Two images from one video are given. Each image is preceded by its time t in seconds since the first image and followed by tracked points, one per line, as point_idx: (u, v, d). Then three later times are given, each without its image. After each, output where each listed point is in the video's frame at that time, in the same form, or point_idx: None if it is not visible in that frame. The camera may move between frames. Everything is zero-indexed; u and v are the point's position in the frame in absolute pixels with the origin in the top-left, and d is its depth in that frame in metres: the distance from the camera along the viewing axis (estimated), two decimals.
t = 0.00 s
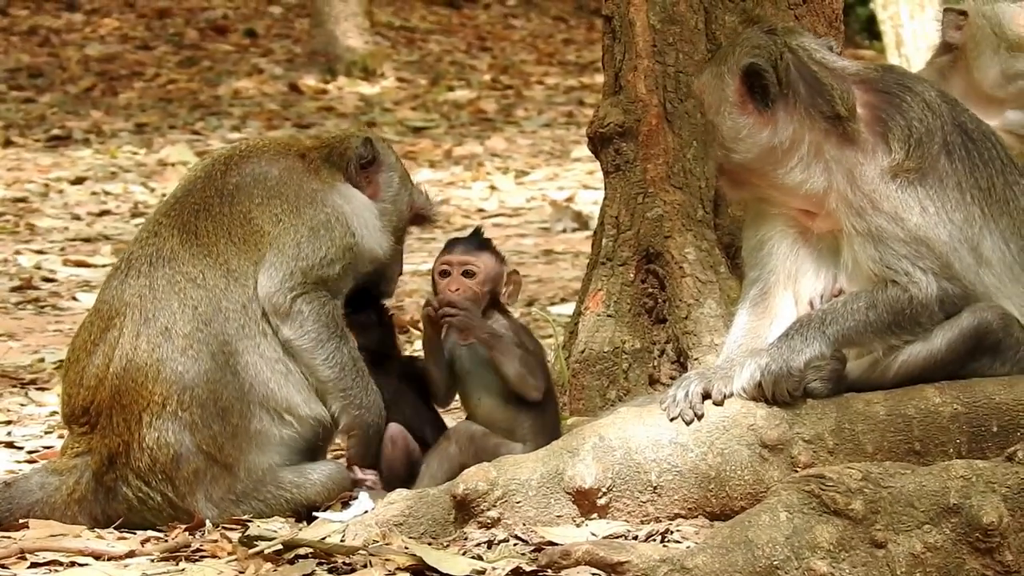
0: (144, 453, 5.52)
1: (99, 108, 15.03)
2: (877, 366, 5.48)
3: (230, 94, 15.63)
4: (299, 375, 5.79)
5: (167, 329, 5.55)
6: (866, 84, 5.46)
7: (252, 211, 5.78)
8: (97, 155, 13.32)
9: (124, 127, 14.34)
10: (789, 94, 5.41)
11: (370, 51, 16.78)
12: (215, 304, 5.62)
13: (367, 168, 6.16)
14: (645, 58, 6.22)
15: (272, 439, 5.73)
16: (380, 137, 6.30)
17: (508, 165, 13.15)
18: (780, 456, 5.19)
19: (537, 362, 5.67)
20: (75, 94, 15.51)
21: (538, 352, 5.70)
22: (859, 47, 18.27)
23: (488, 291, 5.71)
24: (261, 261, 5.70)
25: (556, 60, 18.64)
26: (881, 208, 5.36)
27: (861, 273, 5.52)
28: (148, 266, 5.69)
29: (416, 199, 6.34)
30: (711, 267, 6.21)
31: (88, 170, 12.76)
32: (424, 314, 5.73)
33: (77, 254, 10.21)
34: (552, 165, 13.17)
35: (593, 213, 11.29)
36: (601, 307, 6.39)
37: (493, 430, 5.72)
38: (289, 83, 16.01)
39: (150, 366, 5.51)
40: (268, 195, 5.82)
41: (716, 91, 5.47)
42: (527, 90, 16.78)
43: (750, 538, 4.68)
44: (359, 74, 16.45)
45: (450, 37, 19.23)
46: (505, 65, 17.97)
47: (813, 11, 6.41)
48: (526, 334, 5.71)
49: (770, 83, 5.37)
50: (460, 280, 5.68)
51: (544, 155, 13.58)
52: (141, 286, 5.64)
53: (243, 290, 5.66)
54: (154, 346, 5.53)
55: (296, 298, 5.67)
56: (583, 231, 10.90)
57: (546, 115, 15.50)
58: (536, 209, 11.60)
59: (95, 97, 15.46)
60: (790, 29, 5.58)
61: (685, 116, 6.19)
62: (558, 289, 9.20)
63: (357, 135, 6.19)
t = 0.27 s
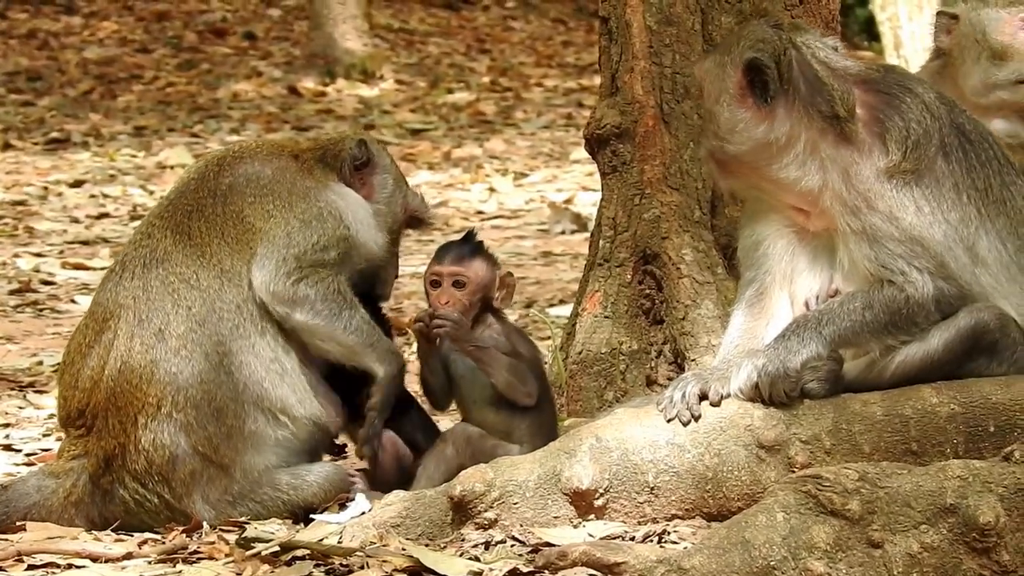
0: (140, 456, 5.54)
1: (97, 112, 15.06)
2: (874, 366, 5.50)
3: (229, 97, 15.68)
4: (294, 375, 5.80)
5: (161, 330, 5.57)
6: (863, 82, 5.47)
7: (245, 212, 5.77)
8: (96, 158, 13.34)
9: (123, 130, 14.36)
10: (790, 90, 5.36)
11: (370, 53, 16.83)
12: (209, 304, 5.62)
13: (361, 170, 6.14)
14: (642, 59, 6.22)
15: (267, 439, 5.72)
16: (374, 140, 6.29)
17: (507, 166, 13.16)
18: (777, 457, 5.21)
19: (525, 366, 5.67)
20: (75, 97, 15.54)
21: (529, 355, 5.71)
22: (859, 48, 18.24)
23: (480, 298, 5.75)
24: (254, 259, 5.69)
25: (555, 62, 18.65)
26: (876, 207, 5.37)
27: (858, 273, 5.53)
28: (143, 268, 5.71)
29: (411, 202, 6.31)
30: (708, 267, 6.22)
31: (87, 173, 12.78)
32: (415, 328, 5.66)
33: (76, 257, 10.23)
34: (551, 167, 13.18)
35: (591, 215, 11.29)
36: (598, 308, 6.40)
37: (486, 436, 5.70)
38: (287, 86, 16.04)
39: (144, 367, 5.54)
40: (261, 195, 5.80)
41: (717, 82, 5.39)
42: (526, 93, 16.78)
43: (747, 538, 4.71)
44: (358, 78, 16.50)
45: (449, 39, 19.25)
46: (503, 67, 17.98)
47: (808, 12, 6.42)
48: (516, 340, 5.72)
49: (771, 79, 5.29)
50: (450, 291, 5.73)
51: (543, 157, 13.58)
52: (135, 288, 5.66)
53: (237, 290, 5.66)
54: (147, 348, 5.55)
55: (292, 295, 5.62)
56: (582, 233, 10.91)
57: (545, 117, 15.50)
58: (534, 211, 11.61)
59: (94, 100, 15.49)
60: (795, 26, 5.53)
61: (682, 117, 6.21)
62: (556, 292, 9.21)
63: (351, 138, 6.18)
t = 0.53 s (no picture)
0: (138, 455, 5.51)
1: (96, 111, 15.06)
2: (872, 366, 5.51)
3: (227, 97, 15.68)
4: (294, 381, 5.78)
5: (162, 331, 5.54)
6: (862, 82, 5.44)
7: (252, 220, 5.80)
8: (93, 158, 13.34)
9: (121, 130, 14.36)
10: (794, 88, 5.36)
11: (367, 54, 16.79)
12: (211, 307, 5.60)
13: (364, 175, 6.21)
14: (639, 59, 6.22)
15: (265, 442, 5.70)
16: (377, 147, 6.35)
17: (504, 167, 13.17)
18: (775, 456, 5.22)
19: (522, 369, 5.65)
20: (73, 97, 15.54)
21: (527, 359, 5.67)
22: (858, 49, 18.23)
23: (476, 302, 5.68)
24: (261, 268, 5.71)
25: (553, 61, 18.66)
26: (873, 206, 5.37)
27: (855, 273, 5.53)
28: (145, 268, 5.68)
29: (412, 208, 6.39)
30: (706, 267, 6.20)
31: (85, 173, 12.78)
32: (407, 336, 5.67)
33: (74, 257, 10.23)
34: (549, 167, 13.18)
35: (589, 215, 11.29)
36: (596, 308, 6.41)
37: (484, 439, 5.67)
38: (286, 85, 16.05)
39: (144, 368, 5.51)
40: (268, 203, 5.84)
41: (717, 76, 5.43)
42: (524, 93, 16.77)
43: (745, 538, 4.70)
44: (355, 78, 16.52)
45: (447, 39, 19.25)
46: (501, 67, 17.99)
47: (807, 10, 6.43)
48: (509, 343, 5.66)
49: (769, 77, 5.31)
50: (445, 297, 5.66)
51: (541, 157, 13.59)
52: (137, 288, 5.64)
53: (240, 295, 5.64)
54: (147, 348, 5.52)
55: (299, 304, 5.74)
56: (579, 233, 10.91)
57: (543, 117, 15.50)
58: (532, 211, 11.61)
59: (92, 100, 15.49)
60: (797, 23, 5.50)
61: (679, 117, 6.21)
62: (554, 292, 9.21)
63: (355, 143, 6.25)
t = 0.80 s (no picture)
0: (139, 449, 5.49)
1: (93, 109, 15.04)
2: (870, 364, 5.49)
3: (224, 94, 15.67)
4: (306, 386, 5.76)
5: (177, 327, 5.50)
6: (862, 80, 5.45)
7: (272, 228, 5.80)
8: (90, 155, 13.32)
9: (118, 128, 14.35)
10: (793, 85, 5.35)
11: (364, 50, 16.78)
12: (228, 307, 5.58)
13: (374, 182, 6.20)
14: (637, 57, 6.22)
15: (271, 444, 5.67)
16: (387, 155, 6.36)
17: (501, 164, 13.16)
18: (773, 454, 5.21)
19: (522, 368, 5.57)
20: (70, 94, 15.53)
21: (527, 358, 5.59)
22: (854, 45, 18.22)
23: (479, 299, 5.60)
24: (284, 276, 5.74)
25: (550, 59, 18.66)
26: (871, 204, 5.37)
27: (852, 270, 5.53)
28: (161, 262, 5.65)
29: (421, 215, 6.38)
30: (704, 265, 6.19)
31: (82, 170, 12.77)
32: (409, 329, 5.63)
33: (71, 254, 10.23)
34: (546, 164, 13.18)
35: (586, 212, 11.30)
36: (593, 305, 6.42)
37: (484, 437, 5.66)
38: (282, 83, 16.05)
39: (152, 360, 5.47)
40: (288, 214, 5.85)
41: (716, 71, 5.41)
42: (521, 90, 16.78)
43: (743, 535, 4.69)
44: (352, 74, 16.50)
45: (444, 36, 19.25)
46: (498, 65, 18.00)
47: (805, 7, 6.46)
48: (511, 342, 5.58)
49: (767, 74, 5.29)
50: (448, 292, 5.59)
51: (538, 155, 13.58)
52: (153, 282, 5.59)
53: (263, 297, 5.64)
54: (158, 342, 5.48)
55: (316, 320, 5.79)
56: (576, 230, 10.91)
57: (540, 114, 15.50)
58: (529, 209, 11.61)
59: (89, 97, 15.48)
60: (796, 19, 5.49)
61: (678, 113, 6.21)
62: (552, 288, 9.20)
63: (365, 149, 6.25)
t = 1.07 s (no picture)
0: (140, 443, 5.52)
1: (92, 105, 15.04)
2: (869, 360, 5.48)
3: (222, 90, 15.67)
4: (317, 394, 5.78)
5: (194, 324, 5.52)
6: (862, 77, 5.44)
7: (297, 239, 5.77)
8: (89, 151, 13.32)
9: (117, 123, 14.35)
10: (789, 81, 5.34)
11: (362, 48, 16.75)
12: (249, 312, 5.59)
13: (387, 186, 6.08)
14: (636, 53, 6.22)
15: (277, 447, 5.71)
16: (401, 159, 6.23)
17: (500, 160, 13.16)
18: (772, 450, 5.20)
19: (518, 365, 5.50)
20: (69, 90, 15.54)
21: (523, 355, 5.52)
22: (853, 41, 18.22)
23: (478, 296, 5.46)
24: (307, 289, 5.73)
25: (549, 55, 18.67)
26: (870, 201, 5.36)
27: (851, 266, 5.52)
28: (185, 256, 5.65)
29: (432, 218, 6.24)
30: (703, 261, 6.19)
31: (81, 166, 12.77)
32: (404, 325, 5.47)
33: (70, 250, 10.22)
34: (544, 160, 13.18)
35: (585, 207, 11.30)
36: (592, 301, 6.41)
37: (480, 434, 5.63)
38: (281, 79, 16.05)
39: (165, 354, 5.49)
40: (312, 228, 5.80)
41: (716, 67, 5.38)
42: (520, 87, 16.79)
43: (741, 531, 4.68)
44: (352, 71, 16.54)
45: (442, 32, 19.26)
46: (497, 61, 18.01)
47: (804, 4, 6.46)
48: (507, 341, 5.48)
49: (768, 69, 5.28)
50: (445, 290, 5.44)
51: (536, 151, 13.59)
52: (172, 276, 5.61)
53: (284, 307, 5.66)
54: (173, 336, 5.50)
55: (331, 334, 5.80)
56: (575, 226, 10.91)
57: (539, 110, 15.50)
58: (528, 204, 11.61)
59: (88, 94, 15.48)
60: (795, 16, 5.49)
61: (677, 110, 6.22)
62: (550, 284, 9.21)
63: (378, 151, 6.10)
